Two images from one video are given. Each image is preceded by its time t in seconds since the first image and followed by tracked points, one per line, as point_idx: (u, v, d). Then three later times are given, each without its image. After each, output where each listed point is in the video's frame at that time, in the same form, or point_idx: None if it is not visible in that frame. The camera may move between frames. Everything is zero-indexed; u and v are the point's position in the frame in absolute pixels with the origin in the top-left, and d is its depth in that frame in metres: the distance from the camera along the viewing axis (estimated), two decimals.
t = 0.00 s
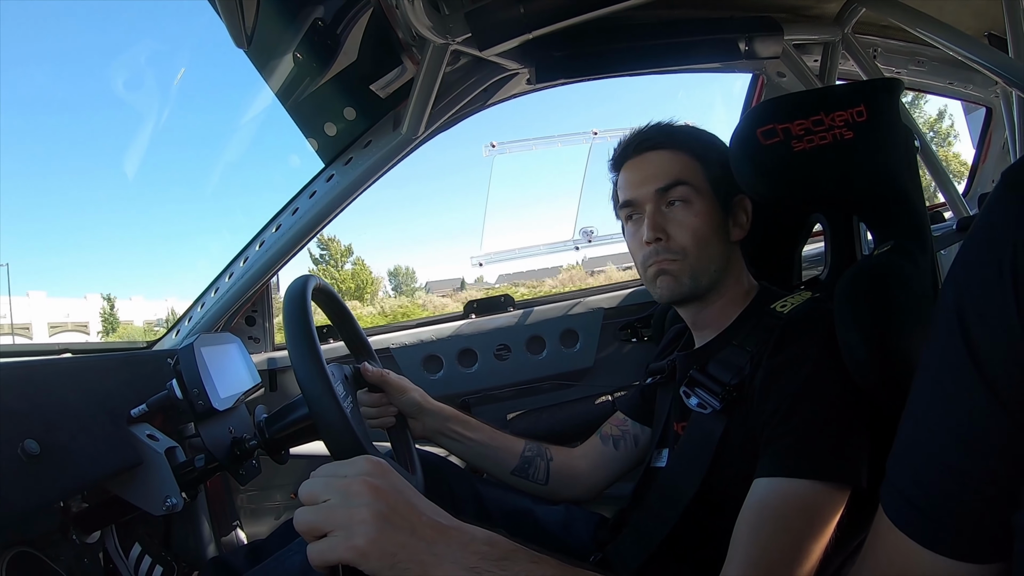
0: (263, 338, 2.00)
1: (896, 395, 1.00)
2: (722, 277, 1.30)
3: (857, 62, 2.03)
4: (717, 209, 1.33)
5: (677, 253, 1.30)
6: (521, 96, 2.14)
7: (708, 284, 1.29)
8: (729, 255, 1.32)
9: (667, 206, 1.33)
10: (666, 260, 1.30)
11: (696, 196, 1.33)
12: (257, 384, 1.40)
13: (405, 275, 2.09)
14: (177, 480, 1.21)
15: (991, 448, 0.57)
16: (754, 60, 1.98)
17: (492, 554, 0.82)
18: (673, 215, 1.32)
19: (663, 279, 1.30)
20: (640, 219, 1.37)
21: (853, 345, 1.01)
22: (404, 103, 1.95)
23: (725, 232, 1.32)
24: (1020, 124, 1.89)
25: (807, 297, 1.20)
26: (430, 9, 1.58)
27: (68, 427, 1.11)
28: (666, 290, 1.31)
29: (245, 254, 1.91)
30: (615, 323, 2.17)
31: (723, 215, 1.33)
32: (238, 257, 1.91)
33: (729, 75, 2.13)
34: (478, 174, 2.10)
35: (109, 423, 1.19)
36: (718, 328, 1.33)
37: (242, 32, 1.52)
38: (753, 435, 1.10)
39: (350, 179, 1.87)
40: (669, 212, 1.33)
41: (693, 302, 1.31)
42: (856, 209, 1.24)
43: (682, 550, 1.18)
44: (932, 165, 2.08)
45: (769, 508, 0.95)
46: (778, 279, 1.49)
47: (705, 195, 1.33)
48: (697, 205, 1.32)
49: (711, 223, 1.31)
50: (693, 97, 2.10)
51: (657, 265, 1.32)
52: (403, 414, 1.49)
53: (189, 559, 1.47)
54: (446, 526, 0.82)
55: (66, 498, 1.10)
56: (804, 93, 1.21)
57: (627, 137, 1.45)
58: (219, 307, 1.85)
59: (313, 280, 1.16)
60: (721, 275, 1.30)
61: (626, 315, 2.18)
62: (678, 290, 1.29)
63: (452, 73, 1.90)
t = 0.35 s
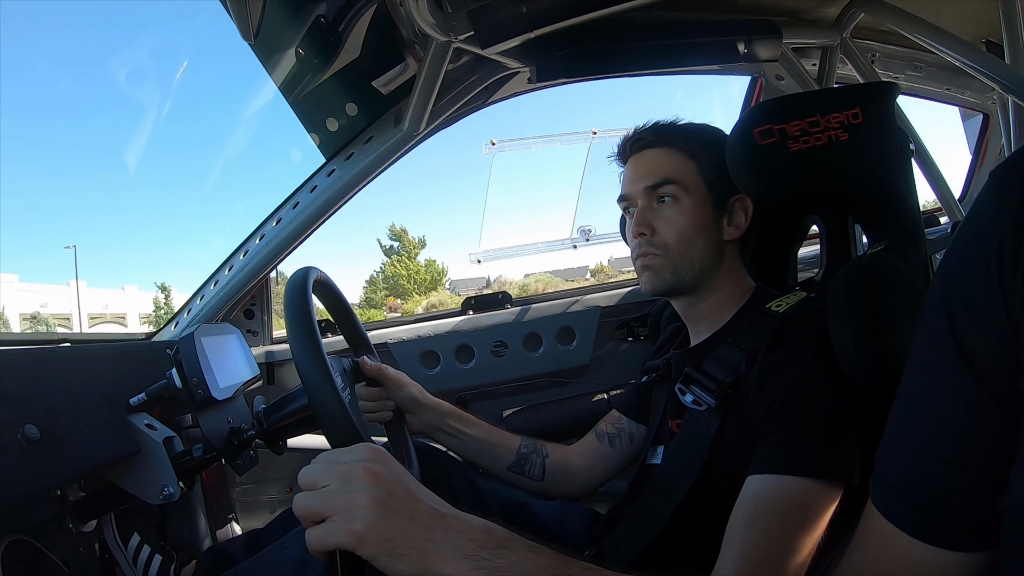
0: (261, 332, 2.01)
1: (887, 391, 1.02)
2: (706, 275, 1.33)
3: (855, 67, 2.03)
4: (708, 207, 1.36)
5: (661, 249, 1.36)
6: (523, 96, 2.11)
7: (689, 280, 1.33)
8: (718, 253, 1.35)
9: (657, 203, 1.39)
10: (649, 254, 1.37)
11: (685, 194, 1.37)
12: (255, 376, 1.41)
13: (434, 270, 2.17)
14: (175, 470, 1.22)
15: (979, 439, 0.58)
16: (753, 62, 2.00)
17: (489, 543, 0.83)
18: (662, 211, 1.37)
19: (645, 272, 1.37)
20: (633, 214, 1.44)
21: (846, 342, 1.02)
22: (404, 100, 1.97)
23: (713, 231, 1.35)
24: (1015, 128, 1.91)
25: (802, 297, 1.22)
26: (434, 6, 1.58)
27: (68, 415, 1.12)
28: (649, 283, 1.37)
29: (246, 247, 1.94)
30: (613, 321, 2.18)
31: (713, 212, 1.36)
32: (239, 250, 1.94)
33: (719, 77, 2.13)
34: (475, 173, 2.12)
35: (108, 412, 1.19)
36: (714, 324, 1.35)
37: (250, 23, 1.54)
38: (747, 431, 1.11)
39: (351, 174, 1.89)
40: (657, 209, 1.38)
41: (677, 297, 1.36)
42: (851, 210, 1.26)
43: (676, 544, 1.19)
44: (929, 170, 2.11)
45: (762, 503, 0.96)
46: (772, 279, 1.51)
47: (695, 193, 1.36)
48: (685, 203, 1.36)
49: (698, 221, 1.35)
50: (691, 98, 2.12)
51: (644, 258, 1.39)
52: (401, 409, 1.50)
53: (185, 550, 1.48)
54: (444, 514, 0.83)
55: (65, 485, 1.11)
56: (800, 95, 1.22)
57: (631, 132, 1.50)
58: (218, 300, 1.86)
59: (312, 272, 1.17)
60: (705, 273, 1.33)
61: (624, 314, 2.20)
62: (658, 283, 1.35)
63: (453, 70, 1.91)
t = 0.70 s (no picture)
0: (254, 331, 1.99)
1: (885, 392, 1.03)
2: (706, 277, 1.33)
3: (851, 69, 2.03)
4: (707, 209, 1.36)
5: (661, 251, 1.35)
6: (518, 95, 2.12)
7: (689, 283, 1.33)
8: (718, 255, 1.34)
9: (657, 206, 1.38)
10: (649, 257, 1.36)
11: (685, 196, 1.36)
12: (250, 376, 1.39)
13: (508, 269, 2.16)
14: (167, 472, 1.20)
15: (989, 437, 0.59)
16: (750, 65, 2.00)
17: (488, 545, 0.82)
18: (661, 214, 1.37)
19: (646, 274, 1.37)
20: (633, 217, 1.44)
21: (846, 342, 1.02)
22: (401, 99, 1.96)
23: (713, 232, 1.35)
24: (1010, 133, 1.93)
25: (801, 299, 1.22)
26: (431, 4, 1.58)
27: (61, 414, 1.10)
28: (649, 285, 1.37)
29: (240, 246, 1.92)
30: (607, 324, 2.18)
31: (712, 215, 1.36)
32: (232, 248, 1.92)
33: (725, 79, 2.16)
34: (472, 173, 2.09)
35: (101, 412, 1.18)
36: (711, 327, 1.35)
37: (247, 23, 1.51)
38: (745, 433, 1.11)
39: (348, 172, 1.88)
40: (657, 212, 1.38)
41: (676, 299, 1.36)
42: (849, 212, 1.27)
43: (674, 547, 1.18)
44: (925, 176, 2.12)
45: (762, 506, 0.96)
46: (768, 281, 1.51)
47: (695, 195, 1.36)
48: (684, 205, 1.36)
49: (697, 223, 1.34)
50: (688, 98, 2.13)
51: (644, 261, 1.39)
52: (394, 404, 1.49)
53: (177, 551, 1.46)
54: (443, 516, 0.82)
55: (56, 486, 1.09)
56: (801, 98, 1.22)
57: (629, 135, 1.50)
58: (212, 299, 1.85)
59: (308, 272, 1.16)
60: (705, 275, 1.33)
61: (618, 316, 2.18)
62: (658, 286, 1.35)
63: (451, 69, 1.91)
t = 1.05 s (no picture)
0: (246, 329, 1.97)
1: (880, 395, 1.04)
2: (698, 275, 1.34)
3: (846, 75, 2.12)
4: (700, 208, 1.37)
5: (653, 250, 1.36)
6: (515, 96, 2.13)
7: (681, 281, 1.34)
8: (710, 255, 1.35)
9: (650, 204, 1.39)
10: (641, 255, 1.37)
11: (677, 195, 1.37)
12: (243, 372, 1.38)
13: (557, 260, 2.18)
14: (159, 468, 1.19)
15: (987, 437, 0.60)
16: (746, 69, 2.02)
17: (488, 543, 0.82)
18: (654, 213, 1.38)
19: (638, 273, 1.38)
20: (626, 216, 1.45)
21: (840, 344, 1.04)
22: (398, 97, 1.96)
23: (705, 231, 1.36)
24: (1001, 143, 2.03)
25: (794, 302, 1.23)
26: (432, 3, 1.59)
27: (53, 409, 1.10)
28: (641, 283, 1.38)
29: (232, 242, 1.91)
30: (599, 324, 2.17)
31: (705, 214, 1.37)
32: (225, 245, 1.91)
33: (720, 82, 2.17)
34: (469, 174, 2.08)
35: (93, 407, 1.17)
36: (704, 328, 1.36)
37: (249, 10, 1.51)
38: (739, 433, 1.12)
39: (344, 169, 1.87)
40: (650, 211, 1.39)
41: (669, 297, 1.37)
42: (843, 215, 1.28)
43: (667, 546, 1.19)
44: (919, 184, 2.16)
45: (756, 506, 0.97)
46: (761, 283, 1.52)
47: (687, 194, 1.37)
48: (677, 204, 1.37)
49: (690, 222, 1.35)
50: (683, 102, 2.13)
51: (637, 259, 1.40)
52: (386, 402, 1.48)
53: (167, 548, 1.45)
54: (443, 513, 0.82)
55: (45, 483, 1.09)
56: (797, 102, 1.23)
57: (623, 136, 1.52)
58: (203, 295, 1.83)
59: (304, 268, 1.15)
60: (697, 273, 1.34)
61: (610, 317, 2.19)
62: (650, 284, 1.36)
63: (448, 68, 1.92)
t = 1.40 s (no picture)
0: (237, 326, 1.97)
1: (873, 399, 1.05)
2: (688, 277, 1.34)
3: (841, 84, 2.11)
4: (689, 210, 1.37)
5: (643, 252, 1.37)
6: (510, 98, 2.12)
7: (671, 283, 1.34)
8: (700, 256, 1.35)
9: (640, 207, 1.40)
10: (631, 258, 1.38)
11: (666, 198, 1.38)
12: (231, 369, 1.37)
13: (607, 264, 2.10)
14: (147, 465, 1.17)
15: (977, 436, 0.60)
16: (742, 75, 2.03)
17: (478, 543, 0.81)
18: (644, 216, 1.39)
19: (628, 275, 1.38)
20: (617, 220, 1.46)
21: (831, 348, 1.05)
22: (393, 96, 1.95)
23: (694, 233, 1.36)
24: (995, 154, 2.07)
25: (787, 306, 1.23)
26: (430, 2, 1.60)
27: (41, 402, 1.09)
28: (632, 286, 1.38)
29: (224, 239, 1.90)
30: (592, 328, 2.16)
31: (695, 215, 1.37)
32: (217, 242, 1.90)
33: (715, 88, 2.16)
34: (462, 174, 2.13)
35: (81, 402, 1.16)
36: (696, 331, 1.36)
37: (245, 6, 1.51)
38: (730, 437, 1.12)
39: (338, 167, 1.87)
40: (640, 214, 1.40)
41: (660, 299, 1.37)
42: (837, 221, 1.29)
43: (657, 549, 1.19)
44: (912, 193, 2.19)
45: (747, 509, 0.96)
46: (754, 287, 1.52)
47: (677, 197, 1.37)
48: (666, 207, 1.37)
49: (679, 224, 1.35)
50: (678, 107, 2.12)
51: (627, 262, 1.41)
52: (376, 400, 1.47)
53: (152, 546, 1.43)
54: (432, 513, 0.81)
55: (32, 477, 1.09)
56: (792, 107, 1.24)
57: (614, 140, 1.52)
58: (193, 293, 1.82)
59: (297, 266, 1.15)
60: (688, 274, 1.34)
61: (603, 321, 2.17)
62: (640, 286, 1.36)
63: (445, 68, 1.92)
